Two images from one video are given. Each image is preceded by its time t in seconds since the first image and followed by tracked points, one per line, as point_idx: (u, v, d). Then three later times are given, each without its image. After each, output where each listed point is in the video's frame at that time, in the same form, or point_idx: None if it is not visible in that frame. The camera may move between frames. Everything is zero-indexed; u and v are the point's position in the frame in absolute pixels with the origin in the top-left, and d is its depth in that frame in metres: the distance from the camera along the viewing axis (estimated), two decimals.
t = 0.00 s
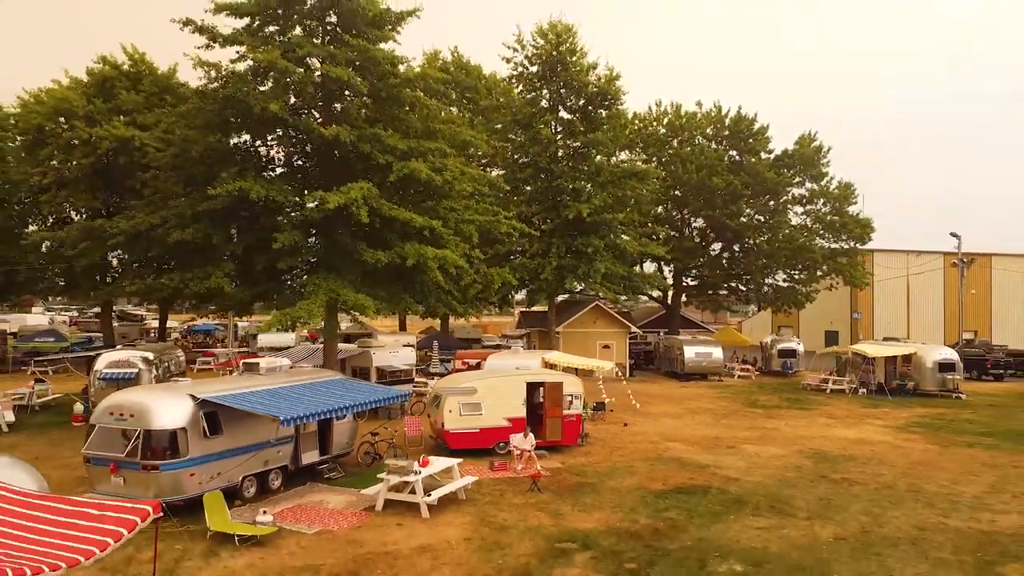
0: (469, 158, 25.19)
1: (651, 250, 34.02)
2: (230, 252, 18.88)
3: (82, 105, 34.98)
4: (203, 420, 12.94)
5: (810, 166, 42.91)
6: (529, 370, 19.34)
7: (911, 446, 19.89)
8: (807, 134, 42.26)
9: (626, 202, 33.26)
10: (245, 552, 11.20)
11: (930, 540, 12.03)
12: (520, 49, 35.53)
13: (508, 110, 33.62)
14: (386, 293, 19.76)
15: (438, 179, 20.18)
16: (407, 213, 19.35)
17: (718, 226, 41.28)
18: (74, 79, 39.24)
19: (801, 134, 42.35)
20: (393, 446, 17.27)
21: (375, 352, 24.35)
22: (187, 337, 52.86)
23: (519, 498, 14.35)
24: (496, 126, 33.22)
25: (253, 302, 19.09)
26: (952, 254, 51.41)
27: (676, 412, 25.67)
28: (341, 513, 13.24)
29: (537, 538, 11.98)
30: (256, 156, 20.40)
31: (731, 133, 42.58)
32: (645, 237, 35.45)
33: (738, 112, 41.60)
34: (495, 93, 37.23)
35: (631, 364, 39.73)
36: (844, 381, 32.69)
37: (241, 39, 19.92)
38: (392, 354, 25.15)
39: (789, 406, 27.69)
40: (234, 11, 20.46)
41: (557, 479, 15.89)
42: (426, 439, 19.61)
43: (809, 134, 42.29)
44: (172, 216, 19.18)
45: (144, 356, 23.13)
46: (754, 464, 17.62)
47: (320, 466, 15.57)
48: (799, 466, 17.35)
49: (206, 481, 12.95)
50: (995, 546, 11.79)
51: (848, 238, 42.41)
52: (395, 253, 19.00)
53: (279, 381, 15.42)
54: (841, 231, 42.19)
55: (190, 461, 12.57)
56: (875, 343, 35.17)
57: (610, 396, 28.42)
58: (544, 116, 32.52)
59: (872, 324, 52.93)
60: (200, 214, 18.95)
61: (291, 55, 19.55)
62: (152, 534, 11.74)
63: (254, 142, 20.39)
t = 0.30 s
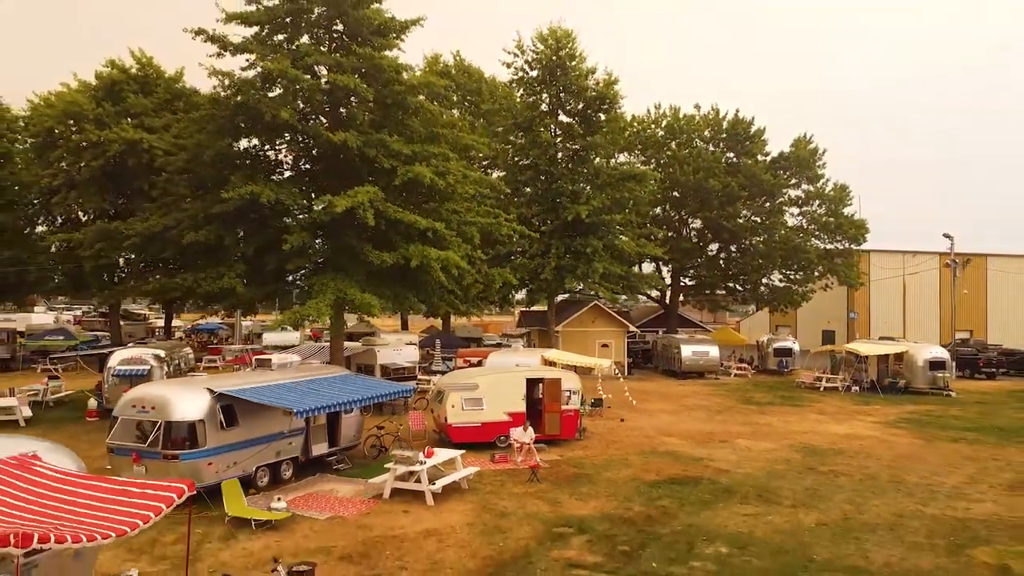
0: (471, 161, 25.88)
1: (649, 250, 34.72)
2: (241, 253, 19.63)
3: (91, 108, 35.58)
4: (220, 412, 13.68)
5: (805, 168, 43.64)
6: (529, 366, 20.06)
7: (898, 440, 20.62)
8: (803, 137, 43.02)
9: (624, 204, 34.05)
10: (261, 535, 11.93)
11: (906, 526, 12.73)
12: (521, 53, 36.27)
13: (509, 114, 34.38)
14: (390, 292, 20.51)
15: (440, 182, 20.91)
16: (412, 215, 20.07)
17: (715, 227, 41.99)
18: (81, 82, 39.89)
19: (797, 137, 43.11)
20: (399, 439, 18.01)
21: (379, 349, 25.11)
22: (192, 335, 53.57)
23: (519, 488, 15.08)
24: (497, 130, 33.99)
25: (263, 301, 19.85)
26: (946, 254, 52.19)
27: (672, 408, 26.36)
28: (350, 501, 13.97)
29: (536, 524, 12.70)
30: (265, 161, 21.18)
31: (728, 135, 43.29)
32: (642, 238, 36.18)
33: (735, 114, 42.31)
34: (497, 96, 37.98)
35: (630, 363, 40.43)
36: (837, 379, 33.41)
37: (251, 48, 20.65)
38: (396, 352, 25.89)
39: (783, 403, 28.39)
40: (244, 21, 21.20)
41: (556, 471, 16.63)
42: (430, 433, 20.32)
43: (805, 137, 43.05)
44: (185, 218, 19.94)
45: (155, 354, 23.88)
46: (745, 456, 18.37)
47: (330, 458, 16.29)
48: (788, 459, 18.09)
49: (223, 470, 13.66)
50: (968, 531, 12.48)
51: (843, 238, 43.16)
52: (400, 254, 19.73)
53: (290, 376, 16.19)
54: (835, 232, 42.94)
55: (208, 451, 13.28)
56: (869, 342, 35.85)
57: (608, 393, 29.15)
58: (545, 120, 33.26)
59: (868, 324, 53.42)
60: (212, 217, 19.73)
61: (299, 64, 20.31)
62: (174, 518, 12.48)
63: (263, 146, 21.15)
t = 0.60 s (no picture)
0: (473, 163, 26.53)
1: (647, 250, 35.35)
2: (251, 254, 20.31)
3: (99, 111, 35.93)
4: (234, 406, 14.35)
5: (802, 169, 44.29)
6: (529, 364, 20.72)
7: (886, 435, 21.28)
8: (800, 139, 43.67)
9: (623, 206, 34.74)
10: (276, 522, 12.60)
11: (888, 514, 13.40)
12: (521, 57, 36.92)
13: (509, 116, 35.04)
14: (395, 292, 21.16)
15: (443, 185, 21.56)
16: (416, 217, 20.72)
17: (712, 227, 42.62)
18: (88, 84, 40.34)
19: (793, 139, 43.75)
20: (404, 433, 18.67)
21: (384, 347, 25.92)
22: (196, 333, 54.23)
23: (520, 479, 15.75)
24: (498, 133, 34.64)
25: (272, 300, 20.52)
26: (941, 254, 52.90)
27: (669, 405, 26.99)
28: (359, 491, 14.63)
29: (536, 512, 13.35)
30: (273, 164, 21.83)
31: (726, 137, 43.91)
32: (640, 238, 36.82)
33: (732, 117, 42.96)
34: (498, 99, 38.63)
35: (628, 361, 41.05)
36: (831, 377, 34.09)
37: (260, 55, 21.32)
38: (400, 350, 26.58)
39: (777, 400, 29.03)
40: (253, 28, 21.84)
41: (555, 463, 17.29)
42: (433, 428, 20.97)
43: (802, 138, 43.69)
44: (197, 220, 20.62)
45: (166, 351, 24.36)
46: (737, 450, 19.02)
47: (338, 451, 16.95)
48: (779, 452, 18.74)
49: (238, 461, 14.31)
50: (946, 518, 13.15)
51: (838, 238, 43.82)
52: (404, 255, 20.38)
53: (299, 372, 16.86)
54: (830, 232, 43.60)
55: (223, 443, 13.95)
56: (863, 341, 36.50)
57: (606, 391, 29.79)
58: (545, 123, 33.89)
59: (865, 323, 54.03)
60: (223, 219, 20.43)
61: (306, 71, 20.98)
62: (192, 506, 13.14)
63: (271, 150, 21.82)
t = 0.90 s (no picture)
0: (474, 165, 27.20)
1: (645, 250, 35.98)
2: (260, 254, 20.97)
3: (107, 113, 36.47)
4: (247, 400, 15.01)
5: (798, 171, 44.93)
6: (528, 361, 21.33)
7: (876, 430, 21.93)
8: (796, 141, 44.31)
9: (621, 207, 35.43)
10: (288, 510, 13.26)
11: (871, 503, 14.05)
12: (522, 60, 37.55)
13: (510, 119, 35.69)
14: (398, 292, 21.82)
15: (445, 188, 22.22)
16: (420, 218, 21.36)
17: (710, 227, 43.30)
18: (96, 87, 40.93)
19: (790, 141, 44.38)
20: (408, 428, 19.30)
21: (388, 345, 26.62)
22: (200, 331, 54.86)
23: (520, 471, 16.41)
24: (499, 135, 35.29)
25: (280, 299, 21.19)
26: (936, 254, 53.56)
27: (666, 402, 27.63)
28: (366, 482, 15.27)
29: (535, 501, 14.02)
30: (280, 167, 22.50)
31: (723, 139, 44.51)
32: (638, 239, 37.47)
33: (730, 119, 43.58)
34: (500, 101, 39.29)
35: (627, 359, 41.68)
36: (825, 375, 34.77)
37: (268, 62, 21.97)
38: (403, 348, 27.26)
39: (772, 397, 29.65)
40: (261, 35, 22.48)
41: (554, 457, 17.94)
42: (436, 423, 21.62)
43: (798, 140, 44.34)
44: (208, 221, 21.31)
45: (175, 348, 24.89)
46: (730, 444, 19.68)
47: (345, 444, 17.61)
48: (771, 447, 19.40)
49: (250, 453, 14.96)
50: (926, 508, 13.79)
51: (834, 239, 44.49)
52: (408, 256, 21.02)
53: (307, 369, 17.49)
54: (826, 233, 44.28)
55: (237, 435, 14.60)
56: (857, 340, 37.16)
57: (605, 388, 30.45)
58: (545, 126, 34.55)
59: (861, 322, 54.67)
60: (233, 220, 21.12)
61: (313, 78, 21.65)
62: (208, 495, 13.80)
63: (279, 154, 22.49)
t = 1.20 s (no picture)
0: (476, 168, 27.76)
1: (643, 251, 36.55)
2: (267, 255, 21.58)
3: (114, 116, 37.09)
4: (259, 396, 15.61)
5: (795, 173, 45.50)
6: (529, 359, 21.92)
7: (867, 427, 22.52)
8: (794, 143, 44.90)
9: (620, 207, 36.00)
10: (298, 500, 13.88)
11: (858, 494, 14.64)
12: (523, 64, 38.14)
13: (510, 121, 36.29)
14: (402, 291, 22.41)
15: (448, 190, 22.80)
16: (423, 219, 21.95)
17: (707, 228, 43.89)
18: (103, 89, 41.55)
19: (787, 143, 44.96)
20: (411, 424, 19.90)
21: (391, 342, 27.09)
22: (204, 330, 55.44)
23: (520, 464, 17.03)
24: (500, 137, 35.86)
25: (288, 298, 21.81)
26: (933, 255, 54.10)
27: (663, 400, 28.21)
28: (372, 474, 15.87)
29: (534, 492, 14.61)
30: (286, 170, 23.10)
31: (721, 141, 45.08)
32: (637, 239, 38.02)
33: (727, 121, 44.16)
34: (500, 104, 39.89)
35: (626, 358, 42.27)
36: (821, 374, 35.34)
37: (275, 67, 22.56)
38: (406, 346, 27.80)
39: (768, 395, 30.23)
40: (268, 41, 23.09)
41: (553, 451, 18.56)
42: (439, 419, 22.20)
43: (795, 142, 44.93)
44: (218, 223, 21.96)
45: (183, 347, 25.49)
46: (725, 439, 20.28)
47: (351, 439, 18.20)
48: (764, 442, 20.01)
49: (261, 446, 15.57)
50: (910, 498, 14.40)
51: (831, 239, 45.08)
52: (412, 256, 21.62)
53: (315, 366, 18.11)
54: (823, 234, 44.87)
55: (249, 430, 15.21)
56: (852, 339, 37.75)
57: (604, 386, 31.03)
58: (545, 128, 35.13)
59: (859, 321, 55.22)
60: (242, 222, 21.74)
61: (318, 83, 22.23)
62: (222, 487, 14.42)
63: (286, 157, 23.10)
